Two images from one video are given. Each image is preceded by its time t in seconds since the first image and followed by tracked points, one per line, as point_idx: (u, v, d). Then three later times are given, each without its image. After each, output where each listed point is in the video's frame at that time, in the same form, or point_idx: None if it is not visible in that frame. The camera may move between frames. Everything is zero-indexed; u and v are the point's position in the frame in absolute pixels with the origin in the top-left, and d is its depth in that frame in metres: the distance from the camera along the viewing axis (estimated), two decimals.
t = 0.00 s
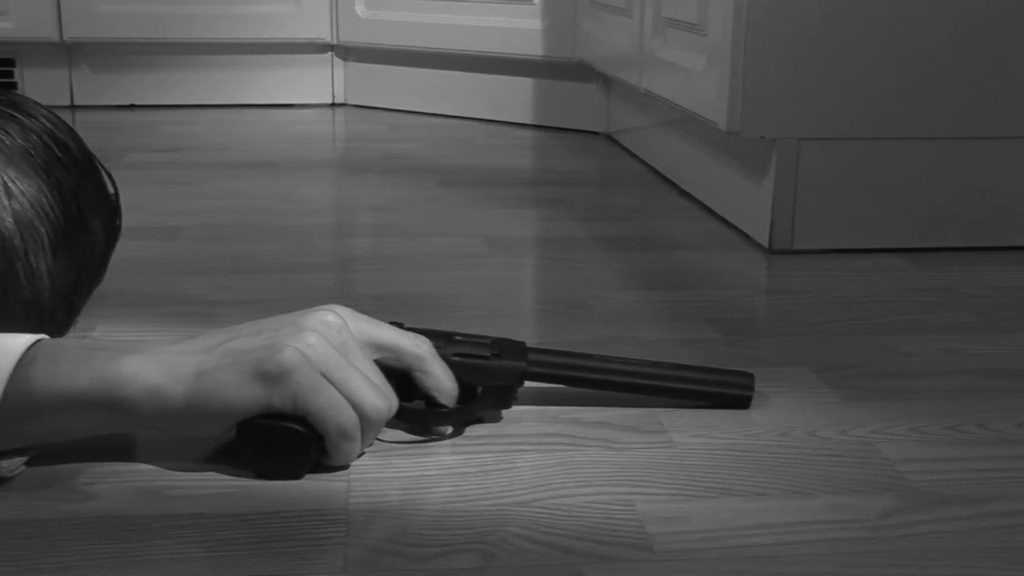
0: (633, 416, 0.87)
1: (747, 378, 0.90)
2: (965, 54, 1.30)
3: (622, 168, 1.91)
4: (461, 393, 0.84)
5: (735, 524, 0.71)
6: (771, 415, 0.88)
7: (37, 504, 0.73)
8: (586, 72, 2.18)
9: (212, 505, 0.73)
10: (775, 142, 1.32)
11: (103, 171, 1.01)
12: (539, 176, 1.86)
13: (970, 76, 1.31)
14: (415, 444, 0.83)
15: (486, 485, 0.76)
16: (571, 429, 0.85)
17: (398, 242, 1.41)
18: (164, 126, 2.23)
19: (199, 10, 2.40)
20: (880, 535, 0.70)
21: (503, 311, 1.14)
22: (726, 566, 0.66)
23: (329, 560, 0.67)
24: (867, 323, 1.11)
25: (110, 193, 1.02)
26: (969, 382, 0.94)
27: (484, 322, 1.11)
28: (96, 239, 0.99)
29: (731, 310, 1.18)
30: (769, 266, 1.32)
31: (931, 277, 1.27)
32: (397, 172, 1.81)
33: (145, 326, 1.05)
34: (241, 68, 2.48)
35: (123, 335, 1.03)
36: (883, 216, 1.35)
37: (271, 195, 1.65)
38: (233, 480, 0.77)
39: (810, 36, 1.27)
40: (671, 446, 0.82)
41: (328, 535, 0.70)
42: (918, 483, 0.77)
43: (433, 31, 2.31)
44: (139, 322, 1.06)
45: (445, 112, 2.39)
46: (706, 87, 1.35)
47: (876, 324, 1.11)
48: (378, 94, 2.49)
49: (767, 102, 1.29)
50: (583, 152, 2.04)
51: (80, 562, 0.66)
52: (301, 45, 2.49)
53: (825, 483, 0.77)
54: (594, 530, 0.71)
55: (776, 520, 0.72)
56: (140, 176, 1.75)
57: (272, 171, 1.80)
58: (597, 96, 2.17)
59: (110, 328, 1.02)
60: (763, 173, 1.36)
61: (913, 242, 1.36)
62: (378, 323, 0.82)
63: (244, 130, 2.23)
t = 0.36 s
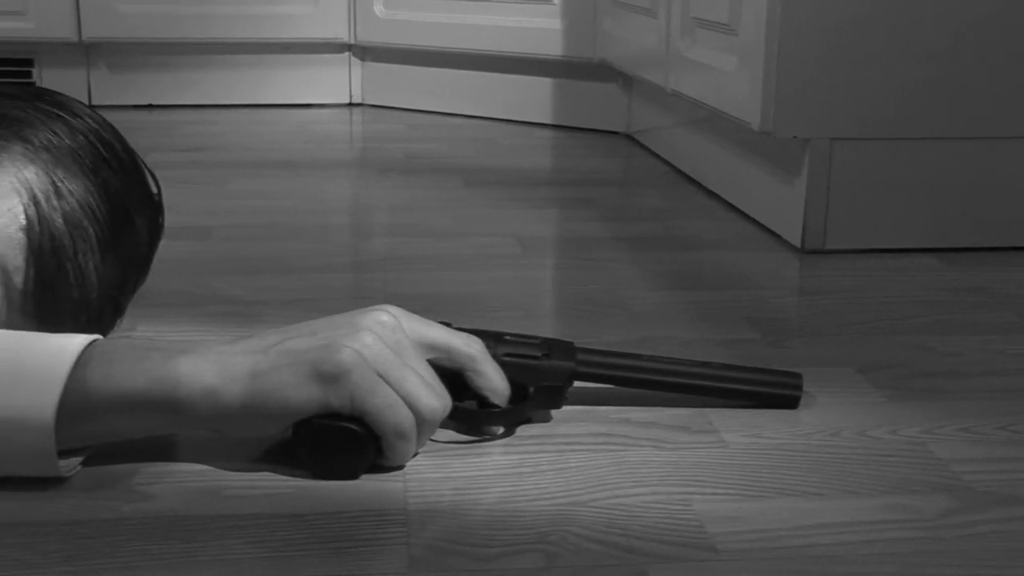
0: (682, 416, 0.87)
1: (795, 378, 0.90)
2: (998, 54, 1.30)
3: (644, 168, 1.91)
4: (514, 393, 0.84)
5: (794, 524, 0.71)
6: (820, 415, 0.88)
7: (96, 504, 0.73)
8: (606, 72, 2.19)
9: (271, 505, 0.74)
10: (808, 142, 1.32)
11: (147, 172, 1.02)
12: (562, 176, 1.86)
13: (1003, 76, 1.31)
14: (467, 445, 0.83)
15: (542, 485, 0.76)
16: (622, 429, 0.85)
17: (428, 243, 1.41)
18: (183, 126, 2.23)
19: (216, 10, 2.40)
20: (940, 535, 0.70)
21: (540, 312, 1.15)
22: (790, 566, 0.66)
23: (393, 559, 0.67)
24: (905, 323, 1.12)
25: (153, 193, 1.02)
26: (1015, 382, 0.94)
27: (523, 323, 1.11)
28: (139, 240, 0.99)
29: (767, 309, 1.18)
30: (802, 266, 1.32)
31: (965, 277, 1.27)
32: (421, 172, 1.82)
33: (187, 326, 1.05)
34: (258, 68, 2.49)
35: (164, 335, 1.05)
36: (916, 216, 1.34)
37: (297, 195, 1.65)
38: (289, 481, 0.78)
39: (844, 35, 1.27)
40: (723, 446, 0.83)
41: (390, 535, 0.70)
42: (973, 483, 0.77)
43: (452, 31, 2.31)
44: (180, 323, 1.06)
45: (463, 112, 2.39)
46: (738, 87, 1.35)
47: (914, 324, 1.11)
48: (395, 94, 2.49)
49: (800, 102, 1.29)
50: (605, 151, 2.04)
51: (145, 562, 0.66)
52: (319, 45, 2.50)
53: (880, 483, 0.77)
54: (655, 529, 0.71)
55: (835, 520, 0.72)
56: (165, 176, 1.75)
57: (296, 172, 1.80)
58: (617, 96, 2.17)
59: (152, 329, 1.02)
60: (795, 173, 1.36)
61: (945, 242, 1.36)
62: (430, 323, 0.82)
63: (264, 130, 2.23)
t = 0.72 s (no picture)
0: (730, 417, 0.87)
1: (841, 378, 0.90)
2: None
3: (666, 168, 1.91)
4: (563, 393, 0.85)
5: (852, 524, 0.71)
6: (867, 415, 0.88)
7: (153, 505, 0.73)
8: (626, 72, 2.19)
9: (328, 505, 0.74)
10: (839, 142, 1.32)
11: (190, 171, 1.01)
12: (584, 176, 1.87)
13: None
14: (518, 445, 0.83)
15: (597, 486, 0.76)
16: (671, 429, 0.85)
17: (457, 243, 1.41)
18: (201, 126, 2.23)
19: (234, 10, 2.41)
20: (999, 536, 0.70)
21: (576, 313, 1.15)
22: (852, 567, 0.66)
23: (455, 560, 0.67)
24: (942, 323, 1.12)
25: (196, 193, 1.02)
26: None
27: (560, 324, 1.11)
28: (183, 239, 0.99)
29: (802, 309, 1.18)
30: (833, 266, 1.32)
31: (998, 277, 1.27)
32: (443, 172, 1.82)
33: (227, 327, 1.05)
34: (274, 68, 2.49)
35: (204, 335, 1.05)
36: (947, 216, 1.35)
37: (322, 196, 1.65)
38: (344, 481, 0.78)
39: (876, 36, 1.27)
40: (773, 446, 0.83)
41: (449, 535, 0.70)
42: None
43: (469, 32, 2.31)
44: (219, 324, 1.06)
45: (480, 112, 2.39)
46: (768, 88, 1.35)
47: (951, 325, 1.11)
48: (411, 95, 2.49)
49: (831, 103, 1.29)
50: (625, 151, 2.05)
51: (209, 563, 0.66)
52: (335, 46, 2.50)
53: (934, 483, 0.77)
54: (713, 530, 0.71)
55: (892, 520, 0.72)
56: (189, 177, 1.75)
57: (320, 172, 1.80)
58: (636, 96, 2.17)
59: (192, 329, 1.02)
60: (825, 173, 1.36)
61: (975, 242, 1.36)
62: (480, 324, 0.82)
63: (281, 131, 2.23)
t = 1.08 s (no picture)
0: (772, 417, 0.88)
1: (882, 379, 0.90)
2: None
3: (685, 168, 1.91)
4: (607, 394, 0.85)
5: (903, 524, 0.72)
6: (908, 415, 0.88)
7: (203, 505, 0.74)
8: (642, 72, 2.19)
9: (379, 505, 0.74)
10: (866, 143, 1.32)
11: (225, 171, 1.00)
12: (604, 176, 1.87)
13: None
14: (562, 445, 0.83)
15: (645, 486, 0.76)
16: (714, 429, 0.85)
17: (483, 243, 1.41)
18: (219, 126, 2.24)
19: (249, 11, 2.43)
20: None
21: (607, 313, 1.15)
22: (906, 567, 0.66)
23: (509, 560, 0.67)
24: (974, 323, 1.12)
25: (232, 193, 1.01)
26: None
27: (592, 324, 1.11)
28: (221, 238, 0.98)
29: (833, 309, 1.18)
30: (861, 266, 1.33)
31: None
32: (463, 172, 1.82)
33: (262, 326, 1.06)
34: (289, 68, 2.50)
35: (240, 335, 1.05)
36: (974, 216, 1.35)
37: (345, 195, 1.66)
38: (392, 481, 0.78)
39: (904, 37, 1.27)
40: (817, 446, 0.83)
41: (502, 535, 0.70)
42: None
43: (485, 31, 2.32)
44: (254, 324, 1.07)
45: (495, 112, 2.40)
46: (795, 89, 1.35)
47: (983, 325, 1.11)
48: (425, 94, 2.50)
49: (859, 103, 1.29)
50: (643, 151, 2.05)
51: (265, 562, 0.66)
52: (350, 46, 2.52)
53: (981, 483, 0.77)
54: (764, 530, 0.71)
55: (942, 520, 0.72)
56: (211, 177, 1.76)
57: (341, 172, 1.81)
58: (652, 96, 2.18)
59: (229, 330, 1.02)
60: (852, 173, 1.36)
61: (1002, 242, 1.36)
62: (524, 324, 0.82)
63: (298, 130, 2.24)
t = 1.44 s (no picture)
0: (812, 417, 0.88)
1: (920, 379, 0.90)
2: None
3: (703, 168, 1.92)
4: (648, 394, 0.85)
5: (951, 524, 0.72)
6: (948, 416, 0.88)
7: (251, 505, 0.74)
8: (659, 72, 2.19)
9: (426, 505, 0.74)
10: (893, 142, 1.32)
11: (260, 169, 0.98)
12: (623, 175, 1.87)
13: None
14: (605, 445, 0.83)
15: (691, 486, 0.77)
16: (755, 430, 0.85)
17: (508, 243, 1.42)
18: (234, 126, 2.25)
19: (265, 11, 2.44)
20: None
21: (636, 312, 1.15)
22: (958, 567, 0.66)
23: (561, 560, 0.67)
24: (1005, 323, 1.12)
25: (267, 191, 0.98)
26: None
27: (623, 323, 1.11)
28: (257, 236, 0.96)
29: (862, 309, 1.18)
30: (888, 265, 1.33)
31: None
32: (482, 172, 1.83)
33: (294, 326, 1.06)
34: (303, 68, 2.52)
35: (273, 335, 1.05)
36: (1000, 216, 1.34)
37: (367, 194, 1.67)
38: (437, 481, 0.78)
39: (932, 36, 1.27)
40: (859, 446, 0.83)
41: (552, 535, 0.70)
42: None
43: (500, 31, 2.33)
44: (287, 324, 1.07)
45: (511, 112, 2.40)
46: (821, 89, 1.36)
47: (1014, 325, 1.11)
48: (439, 94, 2.52)
49: (886, 103, 1.29)
50: (660, 151, 2.05)
51: (317, 563, 0.66)
52: (364, 46, 2.53)
53: None
54: (813, 530, 0.71)
55: (990, 520, 0.72)
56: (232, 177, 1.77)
57: (361, 172, 1.82)
58: (668, 96, 2.18)
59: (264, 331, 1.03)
60: (878, 173, 1.36)
61: None
62: (567, 325, 0.82)
63: (314, 130, 2.25)
